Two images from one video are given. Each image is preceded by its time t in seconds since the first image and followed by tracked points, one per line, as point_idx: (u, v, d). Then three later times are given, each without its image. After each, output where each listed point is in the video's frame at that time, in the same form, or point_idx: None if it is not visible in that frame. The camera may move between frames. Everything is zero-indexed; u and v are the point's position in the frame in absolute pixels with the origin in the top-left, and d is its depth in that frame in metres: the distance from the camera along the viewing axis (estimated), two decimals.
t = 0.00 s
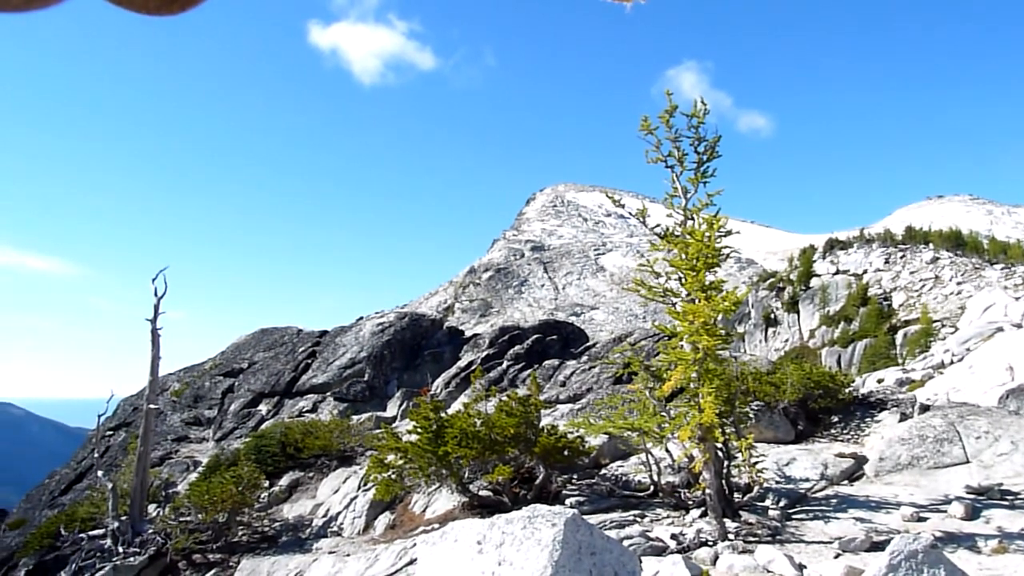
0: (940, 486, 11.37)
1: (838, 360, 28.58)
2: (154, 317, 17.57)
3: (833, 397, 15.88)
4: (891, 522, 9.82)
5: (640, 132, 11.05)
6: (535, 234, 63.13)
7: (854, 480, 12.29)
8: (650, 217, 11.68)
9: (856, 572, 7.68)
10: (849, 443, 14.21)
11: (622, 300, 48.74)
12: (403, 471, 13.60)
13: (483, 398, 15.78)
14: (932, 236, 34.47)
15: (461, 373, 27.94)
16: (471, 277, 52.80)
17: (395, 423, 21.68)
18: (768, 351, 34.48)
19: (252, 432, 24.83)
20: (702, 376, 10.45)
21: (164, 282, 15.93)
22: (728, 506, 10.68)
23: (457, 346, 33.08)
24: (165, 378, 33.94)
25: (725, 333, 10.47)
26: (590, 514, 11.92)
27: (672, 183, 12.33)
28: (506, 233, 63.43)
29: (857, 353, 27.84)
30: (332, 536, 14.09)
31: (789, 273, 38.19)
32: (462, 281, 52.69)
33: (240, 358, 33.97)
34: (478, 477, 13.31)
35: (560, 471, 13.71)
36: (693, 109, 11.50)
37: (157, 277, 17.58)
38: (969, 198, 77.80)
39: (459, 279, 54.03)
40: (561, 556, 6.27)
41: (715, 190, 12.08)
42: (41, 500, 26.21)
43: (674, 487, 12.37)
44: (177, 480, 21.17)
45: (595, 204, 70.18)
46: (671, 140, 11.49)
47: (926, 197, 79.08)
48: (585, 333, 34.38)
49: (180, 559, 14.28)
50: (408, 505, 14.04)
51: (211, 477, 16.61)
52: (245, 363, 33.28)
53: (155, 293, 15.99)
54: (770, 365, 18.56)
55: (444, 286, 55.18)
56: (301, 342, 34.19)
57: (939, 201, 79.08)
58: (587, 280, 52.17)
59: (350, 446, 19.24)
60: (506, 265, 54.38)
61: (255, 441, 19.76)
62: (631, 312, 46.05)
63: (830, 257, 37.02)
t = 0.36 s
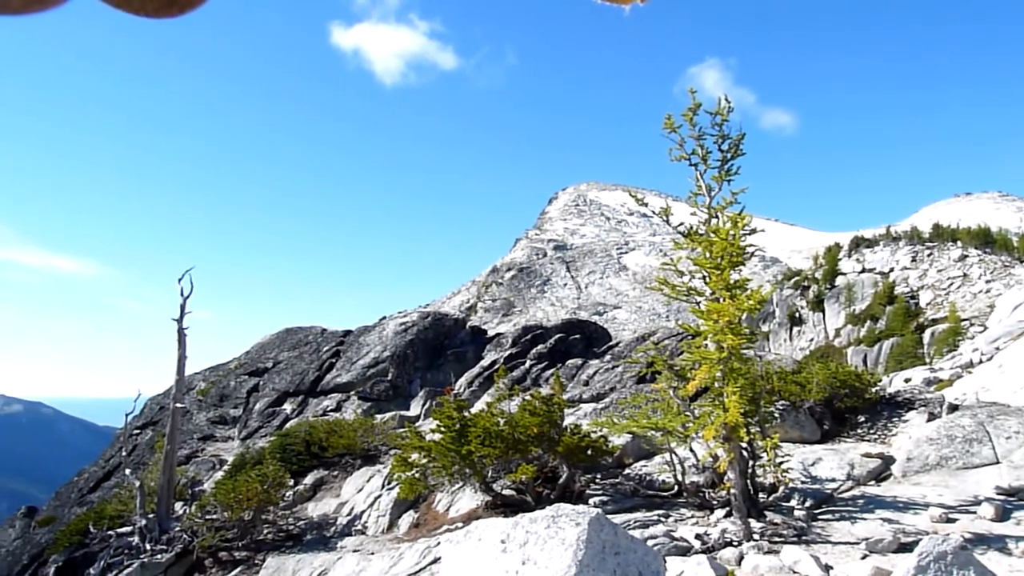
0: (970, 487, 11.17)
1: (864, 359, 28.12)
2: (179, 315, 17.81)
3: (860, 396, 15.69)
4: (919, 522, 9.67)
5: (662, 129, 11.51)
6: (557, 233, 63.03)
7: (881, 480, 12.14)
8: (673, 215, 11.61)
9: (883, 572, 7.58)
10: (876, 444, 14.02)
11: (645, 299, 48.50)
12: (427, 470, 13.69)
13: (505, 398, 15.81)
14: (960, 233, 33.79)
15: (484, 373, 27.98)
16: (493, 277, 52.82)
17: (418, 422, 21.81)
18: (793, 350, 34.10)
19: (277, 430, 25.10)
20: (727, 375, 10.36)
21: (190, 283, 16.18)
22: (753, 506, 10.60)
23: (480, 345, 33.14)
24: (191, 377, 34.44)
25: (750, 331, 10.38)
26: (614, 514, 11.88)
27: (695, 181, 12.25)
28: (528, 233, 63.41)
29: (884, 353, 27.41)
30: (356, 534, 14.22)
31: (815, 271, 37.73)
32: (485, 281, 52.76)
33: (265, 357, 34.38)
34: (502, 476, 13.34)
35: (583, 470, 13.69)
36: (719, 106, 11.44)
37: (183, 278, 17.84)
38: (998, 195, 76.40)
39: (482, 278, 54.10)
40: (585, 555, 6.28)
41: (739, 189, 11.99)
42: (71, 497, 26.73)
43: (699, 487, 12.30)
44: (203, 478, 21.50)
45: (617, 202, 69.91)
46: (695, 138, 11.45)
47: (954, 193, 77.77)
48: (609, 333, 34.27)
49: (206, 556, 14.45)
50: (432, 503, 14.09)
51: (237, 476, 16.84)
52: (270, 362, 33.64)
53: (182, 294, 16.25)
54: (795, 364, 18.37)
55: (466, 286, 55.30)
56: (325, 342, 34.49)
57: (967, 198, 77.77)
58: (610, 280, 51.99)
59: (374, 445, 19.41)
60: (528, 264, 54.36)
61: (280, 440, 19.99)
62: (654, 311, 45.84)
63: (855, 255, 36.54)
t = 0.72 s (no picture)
0: (1003, 486, 10.96)
1: (893, 356, 27.71)
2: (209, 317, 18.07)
3: (889, 394, 15.49)
4: (951, 522, 9.51)
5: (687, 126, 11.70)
6: (581, 232, 62.87)
7: (912, 479, 11.96)
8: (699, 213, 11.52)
9: (915, 573, 7.44)
10: (906, 442, 13.81)
11: (670, 298, 48.20)
12: (453, 469, 13.74)
13: (530, 397, 15.81)
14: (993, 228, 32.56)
15: (509, 372, 28.02)
16: (518, 276, 52.84)
17: (444, 421, 21.92)
18: (821, 348, 33.67)
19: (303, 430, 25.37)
20: (755, 373, 10.28)
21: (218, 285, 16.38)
22: (782, 505, 10.49)
23: (505, 344, 33.17)
24: (220, 377, 34.91)
25: (778, 329, 10.28)
26: (641, 513, 11.84)
27: (721, 178, 12.16)
28: (552, 231, 63.30)
29: (913, 350, 26.94)
30: (383, 533, 14.33)
31: (842, 268, 37.22)
32: (509, 280, 52.78)
33: (293, 357, 34.77)
34: (528, 475, 13.35)
35: (609, 469, 13.67)
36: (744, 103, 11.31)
37: (211, 279, 18.08)
38: None
39: (506, 277, 54.11)
40: (612, 554, 6.27)
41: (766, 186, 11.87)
42: (103, 495, 27.22)
43: (726, 485, 12.21)
44: (232, 477, 21.78)
45: (642, 200, 69.56)
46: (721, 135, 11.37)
47: (986, 188, 76.24)
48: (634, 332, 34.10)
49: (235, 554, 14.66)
50: (458, 502, 14.16)
51: (265, 474, 17.05)
52: (297, 362, 34.02)
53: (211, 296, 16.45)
54: (823, 362, 18.16)
55: (491, 285, 55.38)
56: (351, 341, 34.78)
57: (1000, 193, 76.11)
58: (635, 278, 51.75)
59: (400, 444, 19.58)
60: (552, 263, 54.25)
61: (307, 439, 20.18)
62: (680, 309, 45.56)
63: (884, 252, 36.01)
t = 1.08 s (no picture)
0: None
1: (927, 348, 27.17)
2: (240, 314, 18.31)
3: (924, 386, 15.23)
4: (990, 515, 9.32)
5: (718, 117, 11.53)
6: (609, 225, 62.57)
7: (948, 472, 11.75)
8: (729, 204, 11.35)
9: (953, 567, 7.19)
10: (942, 434, 13.56)
11: (699, 290, 47.80)
12: (483, 463, 13.82)
13: (560, 391, 15.82)
14: None
15: (538, 366, 28.05)
16: (545, 270, 52.76)
17: (473, 415, 22.03)
18: (853, 340, 33.11)
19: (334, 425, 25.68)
20: (787, 366, 10.14)
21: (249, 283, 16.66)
22: (815, 499, 10.37)
23: (534, 339, 33.15)
24: (252, 374, 35.44)
25: (809, 321, 10.14)
26: (672, 507, 11.78)
27: (750, 169, 12.04)
28: (580, 225, 63.11)
29: (948, 341, 26.38)
30: (414, 527, 14.46)
31: (874, 259, 36.59)
32: (537, 275, 52.73)
33: (323, 353, 35.19)
34: (558, 469, 13.35)
35: (640, 463, 13.61)
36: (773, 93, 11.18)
37: (241, 277, 18.31)
38: None
39: (534, 272, 54.07)
40: (644, 548, 6.27)
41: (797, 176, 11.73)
42: (139, 490, 27.82)
43: (758, 479, 12.11)
44: (265, 472, 22.14)
45: (670, 193, 69.03)
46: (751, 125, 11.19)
47: None
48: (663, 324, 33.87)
49: (269, 549, 14.88)
50: (489, 497, 14.23)
51: (297, 469, 17.29)
52: (327, 358, 34.42)
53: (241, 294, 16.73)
54: (856, 354, 17.90)
55: (518, 280, 55.40)
56: (380, 337, 35.07)
57: None
58: (663, 271, 51.43)
59: (430, 438, 19.75)
60: (580, 257, 54.10)
61: (338, 434, 20.38)
62: (709, 302, 45.17)
63: (917, 242, 35.35)
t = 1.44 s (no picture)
0: None
1: (960, 346, 26.60)
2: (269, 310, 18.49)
3: (956, 385, 14.98)
4: None
5: (748, 113, 11.98)
6: (636, 222, 62.22)
7: (981, 472, 11.53)
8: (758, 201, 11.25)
9: (984, 570, 7.08)
10: (975, 434, 13.30)
11: (727, 288, 47.36)
12: (509, 460, 13.89)
13: (587, 388, 15.81)
14: None
15: (565, 364, 28.01)
16: (572, 267, 52.62)
17: (500, 412, 22.08)
18: (883, 338, 32.54)
19: (361, 421, 25.93)
20: (816, 363, 10.01)
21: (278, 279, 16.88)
22: (845, 498, 10.23)
23: (560, 336, 33.10)
24: (280, 369, 35.88)
25: (839, 319, 10.01)
26: (700, 505, 11.72)
27: (780, 166, 11.92)
28: (606, 222, 62.86)
29: (981, 340, 25.79)
30: (441, 523, 14.55)
31: (906, 256, 35.96)
32: (563, 272, 52.60)
33: (351, 349, 35.52)
34: (585, 467, 13.33)
35: (667, 461, 13.55)
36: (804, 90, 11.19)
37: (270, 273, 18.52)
38: None
39: (561, 269, 53.95)
40: (671, 545, 6.26)
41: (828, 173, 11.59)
42: (170, 484, 28.35)
43: (787, 477, 12.00)
44: (293, 468, 22.40)
45: (697, 189, 68.46)
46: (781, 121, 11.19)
47: None
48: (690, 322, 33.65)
49: (297, 543, 15.08)
50: (515, 493, 14.26)
51: (325, 465, 17.49)
52: (355, 354, 34.74)
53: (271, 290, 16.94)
54: (887, 352, 17.61)
55: (544, 277, 55.34)
56: (407, 334, 35.29)
57: None
58: (690, 268, 51.06)
59: (457, 435, 19.83)
60: (607, 254, 53.90)
61: (366, 430, 20.57)
62: (737, 299, 44.73)
63: (950, 240, 34.71)
